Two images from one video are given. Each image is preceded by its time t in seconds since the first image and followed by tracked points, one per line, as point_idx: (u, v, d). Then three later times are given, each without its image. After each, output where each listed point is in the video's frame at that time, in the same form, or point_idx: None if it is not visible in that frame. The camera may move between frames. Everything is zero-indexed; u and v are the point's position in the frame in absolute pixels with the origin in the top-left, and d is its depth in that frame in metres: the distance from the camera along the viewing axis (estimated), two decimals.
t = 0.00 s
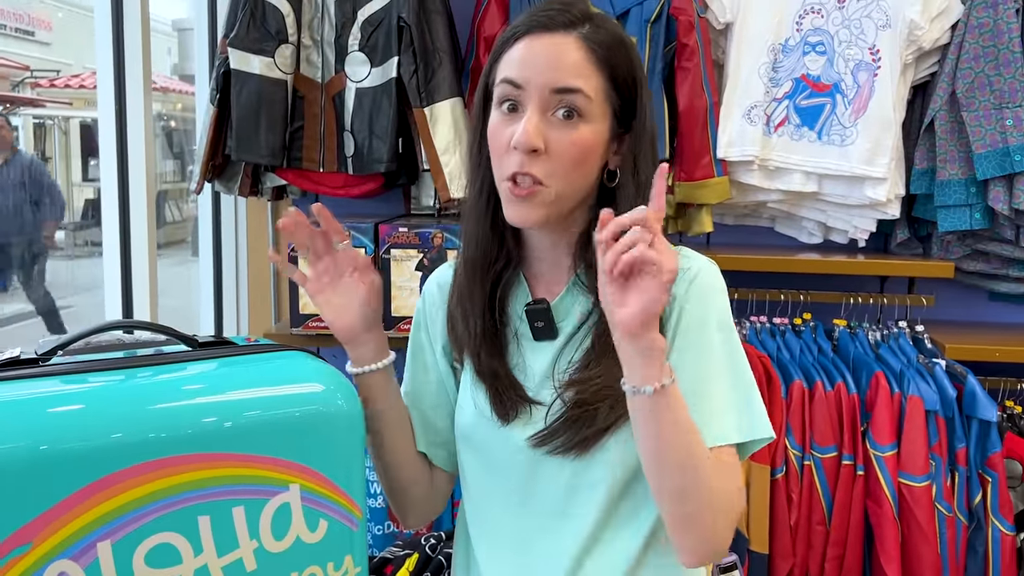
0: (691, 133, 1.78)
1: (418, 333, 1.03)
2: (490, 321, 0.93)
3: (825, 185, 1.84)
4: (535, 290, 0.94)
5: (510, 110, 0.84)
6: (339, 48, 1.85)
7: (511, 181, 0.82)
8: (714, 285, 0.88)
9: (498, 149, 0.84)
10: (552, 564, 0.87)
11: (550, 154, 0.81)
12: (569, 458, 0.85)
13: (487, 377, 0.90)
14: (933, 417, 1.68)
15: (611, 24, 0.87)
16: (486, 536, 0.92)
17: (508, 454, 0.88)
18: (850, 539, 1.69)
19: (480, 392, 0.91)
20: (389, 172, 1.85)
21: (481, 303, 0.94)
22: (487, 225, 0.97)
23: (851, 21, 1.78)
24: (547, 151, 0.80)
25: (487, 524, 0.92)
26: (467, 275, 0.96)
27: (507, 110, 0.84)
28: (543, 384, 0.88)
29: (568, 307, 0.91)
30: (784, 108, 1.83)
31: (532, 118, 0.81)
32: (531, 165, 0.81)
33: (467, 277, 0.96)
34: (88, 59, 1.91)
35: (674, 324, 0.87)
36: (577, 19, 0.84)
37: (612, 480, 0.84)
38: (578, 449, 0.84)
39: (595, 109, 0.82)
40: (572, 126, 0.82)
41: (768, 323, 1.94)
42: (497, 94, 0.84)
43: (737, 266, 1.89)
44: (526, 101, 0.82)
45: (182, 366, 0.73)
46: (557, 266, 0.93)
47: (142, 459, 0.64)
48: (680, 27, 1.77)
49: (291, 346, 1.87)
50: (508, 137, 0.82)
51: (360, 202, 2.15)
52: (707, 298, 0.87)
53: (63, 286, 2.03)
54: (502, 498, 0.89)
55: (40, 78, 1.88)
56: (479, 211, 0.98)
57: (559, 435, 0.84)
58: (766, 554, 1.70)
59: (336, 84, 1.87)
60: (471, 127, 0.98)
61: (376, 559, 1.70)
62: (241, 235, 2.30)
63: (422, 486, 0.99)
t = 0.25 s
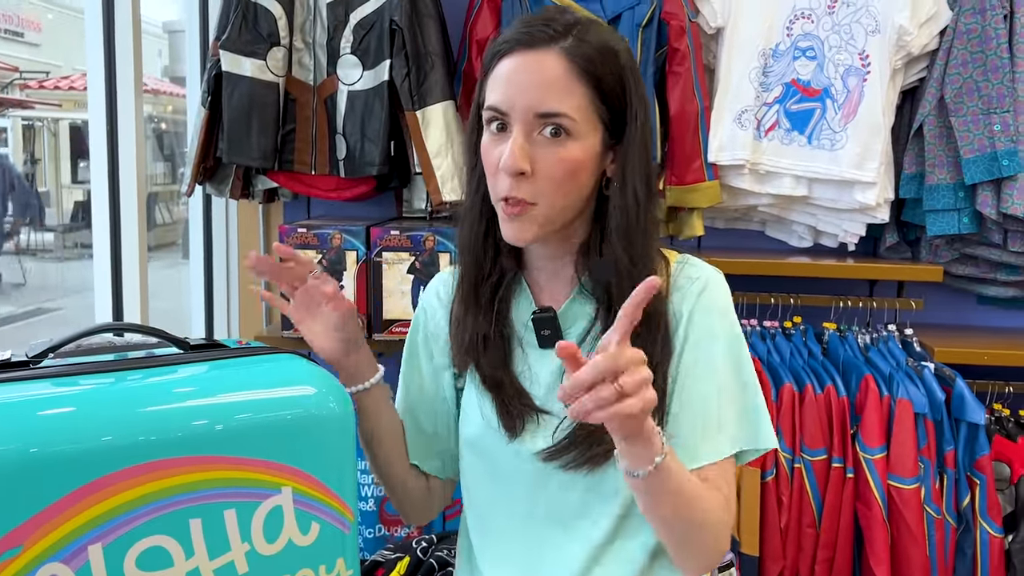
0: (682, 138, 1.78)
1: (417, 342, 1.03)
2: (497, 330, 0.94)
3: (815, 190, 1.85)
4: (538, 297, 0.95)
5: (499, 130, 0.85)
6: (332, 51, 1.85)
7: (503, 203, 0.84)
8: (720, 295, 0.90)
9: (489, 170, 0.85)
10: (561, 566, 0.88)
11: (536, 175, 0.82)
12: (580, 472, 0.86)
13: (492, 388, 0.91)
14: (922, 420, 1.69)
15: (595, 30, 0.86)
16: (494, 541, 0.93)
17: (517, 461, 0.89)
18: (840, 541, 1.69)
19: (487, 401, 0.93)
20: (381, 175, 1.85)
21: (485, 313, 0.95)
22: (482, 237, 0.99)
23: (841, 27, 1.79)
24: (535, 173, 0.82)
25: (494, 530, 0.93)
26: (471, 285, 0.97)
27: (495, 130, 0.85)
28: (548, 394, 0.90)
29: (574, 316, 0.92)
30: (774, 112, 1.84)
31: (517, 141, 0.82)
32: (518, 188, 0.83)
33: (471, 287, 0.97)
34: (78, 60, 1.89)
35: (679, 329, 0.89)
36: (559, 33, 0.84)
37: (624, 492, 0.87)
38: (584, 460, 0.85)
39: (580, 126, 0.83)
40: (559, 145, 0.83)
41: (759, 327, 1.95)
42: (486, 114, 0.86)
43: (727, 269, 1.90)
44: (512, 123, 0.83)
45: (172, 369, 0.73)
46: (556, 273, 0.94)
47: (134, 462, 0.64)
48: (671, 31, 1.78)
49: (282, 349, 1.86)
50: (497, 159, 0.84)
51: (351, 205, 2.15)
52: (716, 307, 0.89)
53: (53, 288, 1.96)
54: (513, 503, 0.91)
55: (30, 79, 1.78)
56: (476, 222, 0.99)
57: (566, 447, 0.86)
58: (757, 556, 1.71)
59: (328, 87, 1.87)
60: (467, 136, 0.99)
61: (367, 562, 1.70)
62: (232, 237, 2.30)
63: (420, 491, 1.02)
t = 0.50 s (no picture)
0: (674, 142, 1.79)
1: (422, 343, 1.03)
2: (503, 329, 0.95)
3: (806, 194, 1.86)
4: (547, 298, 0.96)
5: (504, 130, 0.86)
6: (324, 53, 1.85)
7: (507, 201, 0.85)
8: (727, 301, 0.91)
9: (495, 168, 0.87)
10: (563, 566, 0.88)
11: (538, 174, 0.83)
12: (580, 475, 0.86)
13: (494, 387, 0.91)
14: (912, 423, 1.70)
15: (601, 27, 0.86)
16: (497, 538, 0.93)
17: (519, 461, 0.89)
18: (830, 544, 1.70)
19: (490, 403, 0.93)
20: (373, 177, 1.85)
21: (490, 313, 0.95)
22: (491, 236, 0.99)
23: (832, 32, 1.81)
24: (534, 172, 0.83)
25: (495, 528, 0.93)
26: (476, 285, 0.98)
27: (501, 130, 0.86)
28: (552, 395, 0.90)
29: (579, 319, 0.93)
30: (765, 117, 1.85)
31: (517, 140, 0.83)
32: (520, 186, 0.84)
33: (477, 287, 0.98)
34: (67, 60, 1.90)
35: (684, 332, 0.90)
36: (562, 33, 0.85)
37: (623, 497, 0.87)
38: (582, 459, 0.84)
39: (582, 126, 0.83)
40: (562, 144, 0.83)
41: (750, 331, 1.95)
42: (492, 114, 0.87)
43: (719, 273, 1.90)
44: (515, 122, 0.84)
45: (161, 373, 0.72)
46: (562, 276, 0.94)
47: (124, 465, 0.64)
48: (663, 36, 1.78)
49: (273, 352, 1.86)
50: (500, 158, 0.85)
51: (343, 208, 2.15)
52: (721, 313, 0.90)
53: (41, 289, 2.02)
54: (514, 505, 0.90)
55: (17, 80, 1.81)
56: (485, 223, 1.00)
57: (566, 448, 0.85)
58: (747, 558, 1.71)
59: (320, 89, 1.86)
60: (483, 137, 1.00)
61: (358, 566, 1.69)
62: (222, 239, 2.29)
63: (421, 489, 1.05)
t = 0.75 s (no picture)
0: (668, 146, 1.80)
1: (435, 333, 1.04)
2: (513, 328, 0.97)
3: (799, 198, 1.87)
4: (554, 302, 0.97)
5: (513, 141, 0.86)
6: (318, 56, 1.85)
7: (517, 210, 0.86)
8: (731, 309, 0.91)
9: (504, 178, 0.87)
10: (560, 565, 0.88)
11: (546, 184, 0.83)
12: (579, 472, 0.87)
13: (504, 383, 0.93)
14: (904, 426, 1.70)
15: (608, 37, 0.87)
16: (493, 539, 0.92)
17: (521, 457, 0.90)
18: (823, 547, 1.71)
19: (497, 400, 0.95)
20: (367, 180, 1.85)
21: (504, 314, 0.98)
22: (508, 238, 1.01)
23: (825, 37, 1.81)
24: (542, 183, 0.83)
25: (492, 528, 0.93)
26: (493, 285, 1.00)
27: (509, 141, 0.87)
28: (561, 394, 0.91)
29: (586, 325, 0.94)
30: (758, 121, 1.85)
31: (525, 152, 0.83)
32: (529, 197, 0.84)
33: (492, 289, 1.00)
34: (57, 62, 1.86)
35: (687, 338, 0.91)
36: (571, 45, 0.85)
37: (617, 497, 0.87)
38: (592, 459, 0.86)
39: (588, 137, 0.83)
40: (569, 156, 0.83)
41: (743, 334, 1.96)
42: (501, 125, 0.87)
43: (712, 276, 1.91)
44: (523, 134, 0.84)
45: (155, 377, 0.72)
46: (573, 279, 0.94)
47: (121, 469, 0.64)
48: (657, 40, 1.79)
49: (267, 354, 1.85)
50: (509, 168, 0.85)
51: (337, 210, 2.15)
52: (725, 321, 0.90)
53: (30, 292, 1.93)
54: (513, 501, 0.91)
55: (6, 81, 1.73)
56: (502, 224, 1.02)
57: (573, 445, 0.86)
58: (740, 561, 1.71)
59: (314, 92, 1.86)
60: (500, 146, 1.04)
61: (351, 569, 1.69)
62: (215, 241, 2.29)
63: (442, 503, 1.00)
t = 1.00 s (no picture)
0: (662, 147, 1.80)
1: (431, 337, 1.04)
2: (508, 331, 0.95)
3: (792, 200, 1.87)
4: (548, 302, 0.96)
5: (508, 135, 0.87)
6: (312, 56, 1.84)
7: (509, 204, 0.87)
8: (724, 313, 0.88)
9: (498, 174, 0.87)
10: (556, 566, 0.87)
11: (539, 179, 0.84)
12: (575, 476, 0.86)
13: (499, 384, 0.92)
14: (896, 428, 1.71)
15: (605, 36, 0.87)
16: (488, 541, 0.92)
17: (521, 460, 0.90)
18: (815, 549, 1.71)
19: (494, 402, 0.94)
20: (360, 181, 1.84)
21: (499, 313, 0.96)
22: (499, 236, 1.00)
23: (819, 39, 1.82)
24: (536, 177, 0.84)
25: (486, 530, 0.92)
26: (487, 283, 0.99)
27: (504, 136, 0.87)
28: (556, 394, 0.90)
29: (580, 325, 0.91)
30: (752, 123, 1.86)
31: (520, 146, 0.84)
32: (522, 191, 0.84)
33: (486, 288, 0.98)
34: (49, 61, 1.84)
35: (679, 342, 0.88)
36: (568, 41, 0.85)
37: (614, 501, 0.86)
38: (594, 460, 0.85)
39: (583, 133, 0.84)
40: (563, 150, 0.83)
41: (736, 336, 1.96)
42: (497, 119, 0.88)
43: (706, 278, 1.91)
44: (518, 129, 0.85)
45: (147, 377, 0.71)
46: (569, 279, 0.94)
47: (113, 470, 0.63)
48: (651, 42, 1.79)
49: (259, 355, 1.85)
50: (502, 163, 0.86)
51: (329, 210, 2.14)
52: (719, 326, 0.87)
53: (20, 292, 1.88)
54: (510, 502, 0.90)
55: None
56: (496, 222, 1.01)
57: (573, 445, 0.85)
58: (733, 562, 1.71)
59: (308, 92, 1.86)
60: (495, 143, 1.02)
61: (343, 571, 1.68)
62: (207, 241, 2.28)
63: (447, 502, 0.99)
